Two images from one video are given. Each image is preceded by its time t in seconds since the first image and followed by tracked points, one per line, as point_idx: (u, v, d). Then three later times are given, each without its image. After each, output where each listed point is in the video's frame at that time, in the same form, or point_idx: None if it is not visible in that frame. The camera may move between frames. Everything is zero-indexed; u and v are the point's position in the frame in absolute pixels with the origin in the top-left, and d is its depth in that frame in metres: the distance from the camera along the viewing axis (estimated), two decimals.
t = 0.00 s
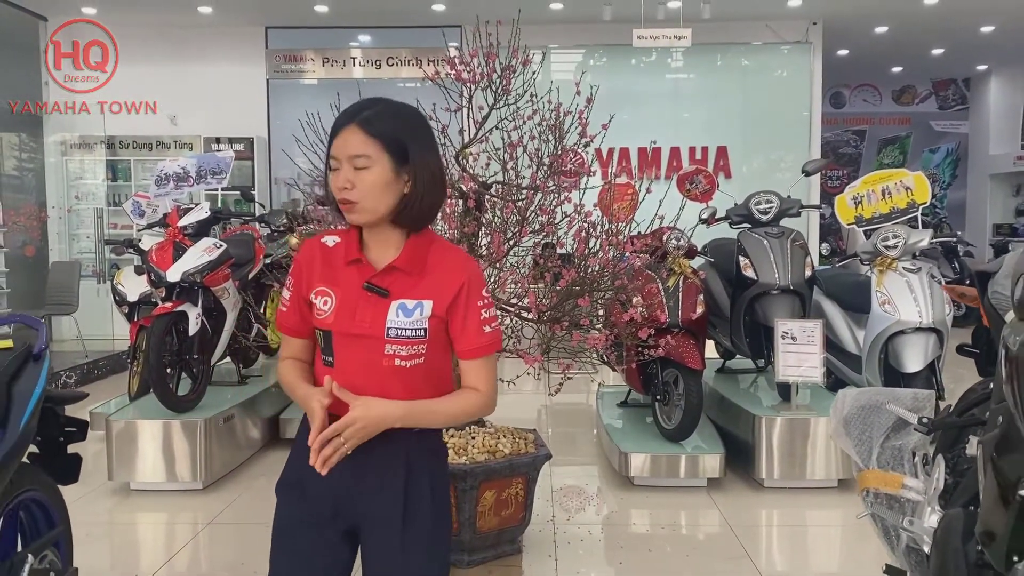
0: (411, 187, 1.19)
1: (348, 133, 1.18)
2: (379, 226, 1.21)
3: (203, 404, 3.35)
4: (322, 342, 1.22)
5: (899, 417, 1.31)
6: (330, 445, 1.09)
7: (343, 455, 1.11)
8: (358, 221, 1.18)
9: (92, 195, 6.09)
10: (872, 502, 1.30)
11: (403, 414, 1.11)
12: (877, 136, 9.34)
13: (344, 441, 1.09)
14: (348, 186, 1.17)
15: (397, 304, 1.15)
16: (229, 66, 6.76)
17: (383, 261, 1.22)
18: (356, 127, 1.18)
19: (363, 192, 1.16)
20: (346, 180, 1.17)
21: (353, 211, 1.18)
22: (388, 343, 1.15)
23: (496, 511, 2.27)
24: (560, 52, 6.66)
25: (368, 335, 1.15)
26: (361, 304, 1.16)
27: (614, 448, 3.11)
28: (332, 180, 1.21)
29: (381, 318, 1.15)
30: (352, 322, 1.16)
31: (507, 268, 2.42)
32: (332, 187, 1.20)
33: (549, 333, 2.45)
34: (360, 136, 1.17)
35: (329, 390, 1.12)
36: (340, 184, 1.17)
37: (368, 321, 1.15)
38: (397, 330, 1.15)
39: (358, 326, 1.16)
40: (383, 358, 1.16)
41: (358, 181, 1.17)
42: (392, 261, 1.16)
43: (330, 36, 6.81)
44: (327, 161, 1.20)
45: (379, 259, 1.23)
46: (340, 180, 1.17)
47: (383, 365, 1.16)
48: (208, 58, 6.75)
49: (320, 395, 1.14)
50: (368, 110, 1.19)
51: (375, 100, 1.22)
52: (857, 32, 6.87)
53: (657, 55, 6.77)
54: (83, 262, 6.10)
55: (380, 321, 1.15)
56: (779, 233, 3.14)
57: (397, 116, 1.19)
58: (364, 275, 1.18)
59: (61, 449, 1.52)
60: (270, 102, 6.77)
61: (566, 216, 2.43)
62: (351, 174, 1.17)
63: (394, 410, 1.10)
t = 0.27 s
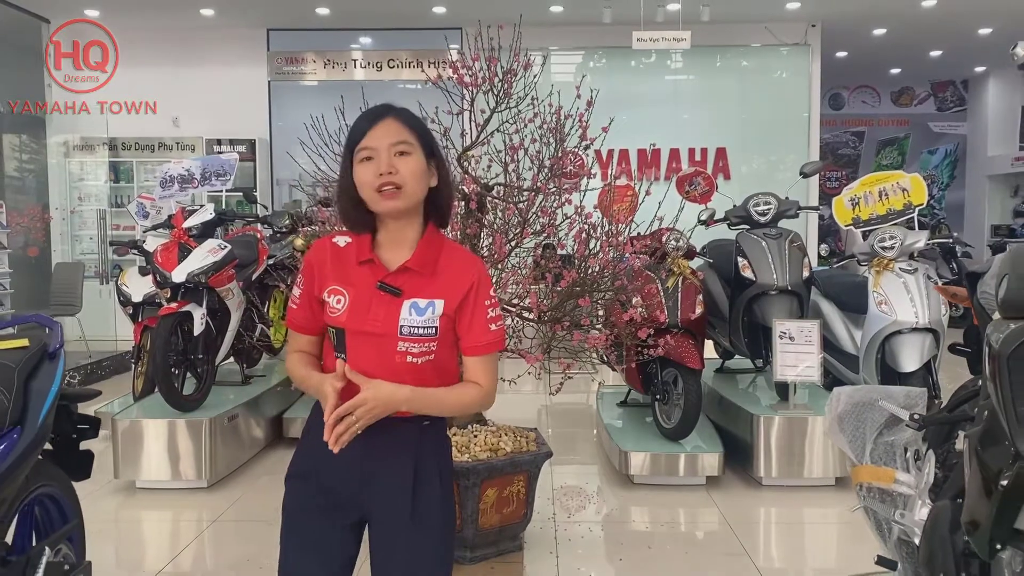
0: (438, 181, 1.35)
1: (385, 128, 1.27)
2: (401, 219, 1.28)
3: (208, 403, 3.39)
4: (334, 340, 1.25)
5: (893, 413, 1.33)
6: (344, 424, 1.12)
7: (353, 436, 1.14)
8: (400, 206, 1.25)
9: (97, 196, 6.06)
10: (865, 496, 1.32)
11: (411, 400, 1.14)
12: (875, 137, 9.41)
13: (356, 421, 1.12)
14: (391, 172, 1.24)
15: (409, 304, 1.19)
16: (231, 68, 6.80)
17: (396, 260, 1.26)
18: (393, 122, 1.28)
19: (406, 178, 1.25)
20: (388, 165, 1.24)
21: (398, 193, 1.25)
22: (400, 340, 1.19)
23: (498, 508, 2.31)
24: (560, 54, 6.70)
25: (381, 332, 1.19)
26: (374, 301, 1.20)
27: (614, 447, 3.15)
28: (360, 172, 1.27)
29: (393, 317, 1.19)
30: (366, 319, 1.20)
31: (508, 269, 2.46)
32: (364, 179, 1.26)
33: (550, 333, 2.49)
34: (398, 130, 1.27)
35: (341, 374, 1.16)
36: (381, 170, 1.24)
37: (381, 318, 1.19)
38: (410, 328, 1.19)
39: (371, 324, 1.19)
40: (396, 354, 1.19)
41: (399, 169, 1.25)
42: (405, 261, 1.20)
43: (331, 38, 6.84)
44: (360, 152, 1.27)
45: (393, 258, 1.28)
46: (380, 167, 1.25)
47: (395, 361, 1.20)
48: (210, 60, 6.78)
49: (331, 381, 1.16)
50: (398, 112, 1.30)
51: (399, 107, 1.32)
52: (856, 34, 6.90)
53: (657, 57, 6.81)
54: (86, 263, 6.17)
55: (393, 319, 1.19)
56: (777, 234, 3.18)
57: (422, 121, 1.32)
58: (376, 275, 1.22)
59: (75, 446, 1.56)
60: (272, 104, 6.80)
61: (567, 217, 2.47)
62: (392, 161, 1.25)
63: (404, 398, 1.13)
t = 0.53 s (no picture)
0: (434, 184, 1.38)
1: (383, 135, 1.31)
2: (400, 222, 1.32)
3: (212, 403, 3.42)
4: (337, 341, 1.27)
5: (887, 412, 1.36)
6: (378, 396, 1.13)
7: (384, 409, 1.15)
8: (401, 209, 1.29)
9: (100, 197, 6.03)
10: (860, 491, 1.36)
11: (425, 382, 1.19)
12: (874, 139, 9.46)
13: (386, 395, 1.14)
14: (389, 179, 1.28)
15: (415, 301, 1.24)
16: (233, 70, 6.83)
17: (396, 261, 1.31)
18: (390, 131, 1.32)
19: (405, 183, 1.29)
20: (387, 172, 1.28)
21: (398, 197, 1.29)
22: (408, 336, 1.23)
23: (500, 506, 2.34)
24: (559, 56, 6.73)
25: (389, 330, 1.23)
26: (380, 300, 1.24)
27: (615, 446, 3.19)
28: (359, 180, 1.30)
29: (400, 315, 1.23)
30: (373, 319, 1.23)
31: (511, 270, 2.49)
32: (363, 186, 1.30)
33: (551, 334, 2.51)
34: (395, 138, 1.31)
35: (369, 350, 1.16)
36: (380, 177, 1.28)
37: (389, 316, 1.23)
38: (417, 324, 1.23)
39: (379, 322, 1.23)
40: (403, 350, 1.23)
41: (399, 175, 1.29)
42: (409, 261, 1.25)
43: (333, 41, 6.88)
44: (359, 159, 1.30)
45: (392, 260, 1.32)
46: (379, 174, 1.29)
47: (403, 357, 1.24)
48: (213, 62, 6.82)
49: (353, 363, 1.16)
50: (394, 120, 1.33)
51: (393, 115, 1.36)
52: (854, 36, 6.93)
53: (657, 59, 6.85)
54: (89, 264, 6.16)
55: (400, 317, 1.23)
56: (776, 236, 3.21)
57: (417, 129, 1.37)
58: (381, 276, 1.26)
59: (88, 444, 1.60)
60: (274, 107, 6.84)
61: (568, 219, 2.51)
62: (390, 168, 1.29)
63: (421, 377, 1.18)
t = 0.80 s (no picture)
0: (411, 188, 1.41)
1: (362, 139, 1.33)
2: (378, 223, 1.35)
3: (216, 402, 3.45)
4: (318, 337, 1.29)
5: (881, 408, 1.40)
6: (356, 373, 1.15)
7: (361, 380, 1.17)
8: (379, 210, 1.32)
9: (102, 199, 6.05)
10: (855, 486, 1.37)
11: (402, 367, 1.22)
12: (874, 140, 9.39)
13: (364, 363, 1.16)
14: (368, 181, 1.31)
15: (393, 296, 1.26)
16: (235, 72, 6.86)
17: (374, 259, 1.33)
18: (369, 134, 1.34)
19: (383, 185, 1.32)
20: (366, 174, 1.31)
21: (376, 198, 1.31)
22: (386, 329, 1.26)
23: (502, 503, 2.37)
24: (560, 58, 6.77)
25: (368, 322, 1.25)
26: (359, 295, 1.27)
27: (615, 445, 3.21)
28: (339, 181, 1.33)
29: (378, 308, 1.26)
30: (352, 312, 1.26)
31: (512, 270, 2.50)
32: (342, 187, 1.32)
33: (552, 333, 2.54)
34: (374, 141, 1.34)
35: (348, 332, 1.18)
36: (359, 179, 1.31)
37: (367, 311, 1.25)
38: (395, 317, 1.26)
39: (358, 315, 1.25)
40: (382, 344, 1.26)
41: (377, 177, 1.31)
42: (386, 257, 1.28)
43: (334, 42, 6.91)
44: (339, 162, 1.33)
45: (369, 257, 1.34)
46: (358, 176, 1.31)
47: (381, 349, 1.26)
48: (214, 63, 6.85)
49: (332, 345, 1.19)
50: (374, 123, 1.36)
51: (372, 119, 1.38)
52: (854, 37, 6.97)
53: (657, 60, 6.88)
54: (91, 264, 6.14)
55: (379, 309, 1.26)
56: (775, 236, 3.24)
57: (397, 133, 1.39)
58: (359, 272, 1.28)
59: (97, 440, 1.63)
60: (275, 108, 6.89)
61: (568, 220, 2.53)
62: (369, 170, 1.32)
63: (397, 362, 1.20)
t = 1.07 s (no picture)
0: (372, 187, 1.42)
1: (326, 137, 1.35)
2: (339, 219, 1.35)
3: (216, 401, 3.47)
4: (281, 331, 1.32)
5: (873, 403, 1.41)
6: (304, 389, 1.18)
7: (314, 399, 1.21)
8: (339, 208, 1.33)
9: (103, 198, 6.07)
10: (846, 479, 1.39)
11: (358, 369, 1.23)
12: (874, 140, 9.42)
13: (315, 386, 1.19)
14: (330, 179, 1.32)
15: (350, 290, 1.28)
16: (235, 72, 6.89)
17: (334, 254, 1.35)
18: (332, 133, 1.35)
19: (345, 184, 1.33)
20: (328, 173, 1.32)
21: (337, 197, 1.32)
22: (345, 323, 1.27)
23: (500, 499, 2.39)
24: (560, 58, 6.79)
25: (326, 317, 1.27)
26: (318, 292, 1.28)
27: (613, 443, 3.23)
28: (301, 179, 1.34)
29: (337, 304, 1.27)
30: (310, 308, 1.28)
31: (510, 268, 2.50)
32: (305, 184, 1.33)
33: (550, 331, 2.56)
34: (339, 141, 1.35)
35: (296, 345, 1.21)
36: (321, 177, 1.32)
37: (325, 306, 1.27)
38: (353, 311, 1.28)
39: (317, 311, 1.27)
40: (341, 337, 1.28)
41: (339, 176, 1.33)
42: (345, 253, 1.30)
43: (334, 43, 6.92)
44: (302, 159, 1.34)
45: (330, 253, 1.36)
46: (320, 174, 1.32)
47: (341, 343, 1.28)
48: (215, 64, 6.87)
49: (287, 351, 1.22)
50: (338, 122, 1.37)
51: (337, 118, 1.39)
52: (852, 38, 6.98)
53: (656, 61, 6.90)
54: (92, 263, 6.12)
55: (337, 305, 1.27)
56: (772, 235, 3.25)
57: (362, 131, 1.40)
58: (318, 269, 1.30)
59: (97, 435, 1.65)
60: (275, 108, 6.92)
61: (566, 219, 2.55)
62: (332, 169, 1.33)
63: (352, 361, 1.22)
